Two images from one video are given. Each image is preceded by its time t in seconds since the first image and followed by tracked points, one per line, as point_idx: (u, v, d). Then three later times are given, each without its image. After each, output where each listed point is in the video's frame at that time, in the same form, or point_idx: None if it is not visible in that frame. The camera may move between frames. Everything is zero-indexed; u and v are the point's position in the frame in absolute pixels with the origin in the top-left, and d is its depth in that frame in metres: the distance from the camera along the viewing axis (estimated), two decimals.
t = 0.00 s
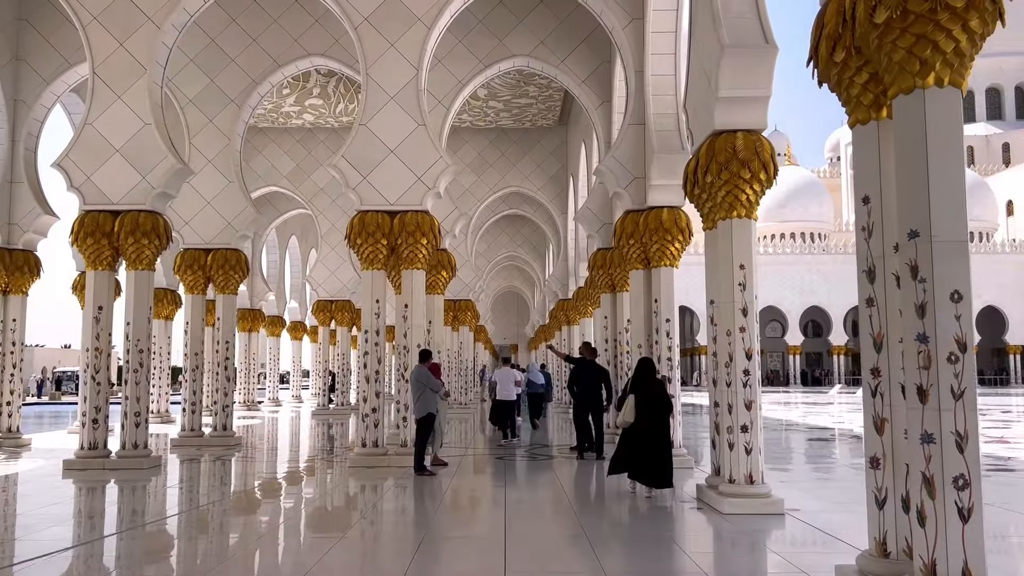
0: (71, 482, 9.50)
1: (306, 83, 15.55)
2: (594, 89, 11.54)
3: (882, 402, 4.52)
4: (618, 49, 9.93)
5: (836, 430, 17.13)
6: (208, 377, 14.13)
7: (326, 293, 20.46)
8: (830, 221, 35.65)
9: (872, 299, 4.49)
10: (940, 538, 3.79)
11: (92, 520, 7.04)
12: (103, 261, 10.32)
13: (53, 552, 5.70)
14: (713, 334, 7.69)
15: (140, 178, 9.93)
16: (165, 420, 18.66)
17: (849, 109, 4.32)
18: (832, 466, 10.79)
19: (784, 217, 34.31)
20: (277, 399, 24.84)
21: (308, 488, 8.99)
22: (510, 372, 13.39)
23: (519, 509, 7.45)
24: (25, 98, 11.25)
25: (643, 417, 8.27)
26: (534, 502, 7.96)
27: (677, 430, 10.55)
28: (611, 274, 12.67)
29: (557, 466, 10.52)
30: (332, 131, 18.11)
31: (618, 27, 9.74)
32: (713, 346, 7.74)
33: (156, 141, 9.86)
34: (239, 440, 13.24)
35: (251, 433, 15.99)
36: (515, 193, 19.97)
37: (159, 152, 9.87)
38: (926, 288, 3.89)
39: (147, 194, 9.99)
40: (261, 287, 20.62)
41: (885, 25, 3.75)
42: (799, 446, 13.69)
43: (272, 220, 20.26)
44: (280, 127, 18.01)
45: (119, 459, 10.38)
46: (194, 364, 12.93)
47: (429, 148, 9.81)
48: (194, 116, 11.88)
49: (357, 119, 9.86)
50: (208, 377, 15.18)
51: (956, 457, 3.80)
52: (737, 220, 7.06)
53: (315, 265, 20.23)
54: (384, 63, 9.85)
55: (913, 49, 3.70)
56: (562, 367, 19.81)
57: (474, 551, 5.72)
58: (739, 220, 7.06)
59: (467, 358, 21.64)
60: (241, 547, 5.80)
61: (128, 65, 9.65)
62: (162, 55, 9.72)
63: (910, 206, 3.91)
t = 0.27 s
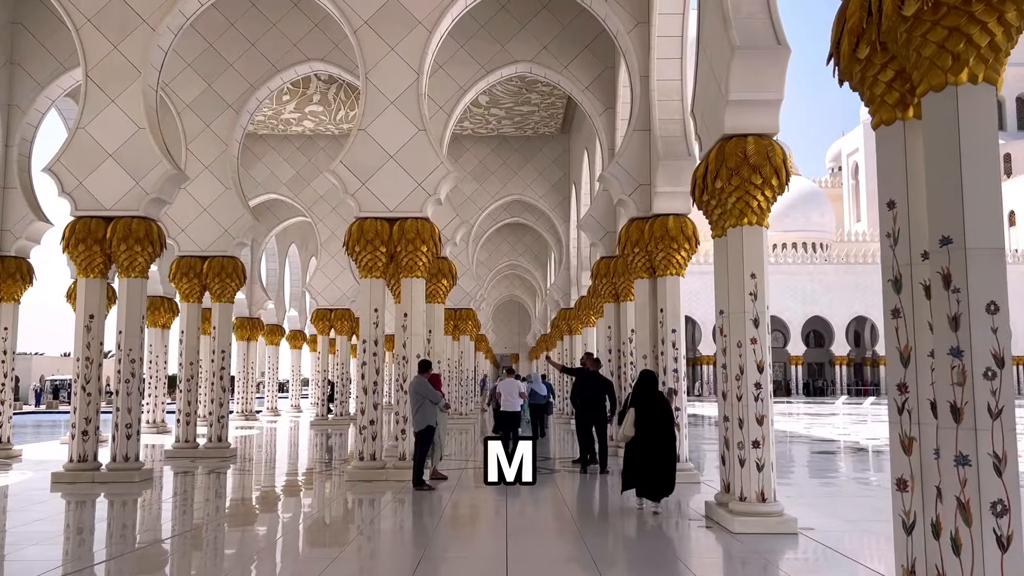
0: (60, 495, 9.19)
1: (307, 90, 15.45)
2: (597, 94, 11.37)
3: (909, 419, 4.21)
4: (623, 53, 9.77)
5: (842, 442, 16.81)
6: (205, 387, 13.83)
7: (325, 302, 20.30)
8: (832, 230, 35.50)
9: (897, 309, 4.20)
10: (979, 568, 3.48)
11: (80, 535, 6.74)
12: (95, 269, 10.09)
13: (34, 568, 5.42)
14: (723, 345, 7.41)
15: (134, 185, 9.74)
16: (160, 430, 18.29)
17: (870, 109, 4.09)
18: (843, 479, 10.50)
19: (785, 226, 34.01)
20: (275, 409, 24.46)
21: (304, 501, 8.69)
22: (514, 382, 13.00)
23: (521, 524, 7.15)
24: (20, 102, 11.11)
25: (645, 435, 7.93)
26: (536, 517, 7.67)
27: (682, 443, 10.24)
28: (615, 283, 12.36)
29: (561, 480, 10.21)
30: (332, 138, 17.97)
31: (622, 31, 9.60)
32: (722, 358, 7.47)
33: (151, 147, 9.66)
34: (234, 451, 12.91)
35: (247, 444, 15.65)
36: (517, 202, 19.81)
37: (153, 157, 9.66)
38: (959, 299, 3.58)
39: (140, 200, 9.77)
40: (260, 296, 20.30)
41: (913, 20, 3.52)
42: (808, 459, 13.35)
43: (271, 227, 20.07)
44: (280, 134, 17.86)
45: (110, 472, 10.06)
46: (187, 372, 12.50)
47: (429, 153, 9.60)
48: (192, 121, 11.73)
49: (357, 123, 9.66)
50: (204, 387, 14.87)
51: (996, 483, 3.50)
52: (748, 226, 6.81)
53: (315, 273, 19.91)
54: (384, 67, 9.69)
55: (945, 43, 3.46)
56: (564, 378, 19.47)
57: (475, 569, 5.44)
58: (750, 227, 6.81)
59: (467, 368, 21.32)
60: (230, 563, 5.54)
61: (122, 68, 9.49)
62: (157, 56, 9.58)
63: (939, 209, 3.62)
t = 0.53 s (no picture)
0: (43, 509, 8.75)
1: (303, 96, 15.27)
2: (597, 101, 11.20)
3: (934, 436, 3.90)
4: (623, 57, 9.60)
5: (845, 455, 16.48)
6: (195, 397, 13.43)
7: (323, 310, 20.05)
8: (831, 240, 35.38)
9: (921, 318, 3.89)
10: None
11: (57, 552, 6.40)
12: (81, 276, 9.78)
13: None
14: (729, 356, 7.11)
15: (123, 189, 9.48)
16: (150, 441, 17.82)
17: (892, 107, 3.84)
18: (850, 493, 10.18)
19: (786, 237, 33.83)
20: (269, 420, 23.94)
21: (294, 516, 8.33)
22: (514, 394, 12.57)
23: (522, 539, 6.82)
24: (8, 106, 10.86)
25: (649, 449, 7.57)
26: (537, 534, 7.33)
27: (685, 456, 9.91)
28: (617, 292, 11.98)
29: (562, 493, 9.85)
30: (329, 145, 17.77)
31: (622, 36, 9.43)
32: (728, 369, 7.17)
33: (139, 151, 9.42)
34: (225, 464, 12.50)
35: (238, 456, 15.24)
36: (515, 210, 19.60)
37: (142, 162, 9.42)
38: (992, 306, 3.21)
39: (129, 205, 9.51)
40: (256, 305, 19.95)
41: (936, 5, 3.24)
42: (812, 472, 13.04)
43: (266, 235, 19.80)
44: (275, 141, 17.66)
45: (95, 485, 9.64)
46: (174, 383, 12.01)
47: (426, 157, 9.36)
48: (183, 126, 11.51)
49: (351, 127, 9.43)
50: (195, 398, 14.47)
51: None
52: (755, 232, 6.56)
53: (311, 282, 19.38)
54: (380, 70, 9.49)
55: (976, 31, 3.10)
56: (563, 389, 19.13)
57: None
58: (757, 233, 6.56)
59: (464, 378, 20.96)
60: None
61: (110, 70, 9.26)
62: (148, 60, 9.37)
63: (966, 210, 3.22)
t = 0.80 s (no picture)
0: (29, 522, 8.38)
1: (301, 102, 15.09)
2: (599, 105, 11.01)
3: (968, 453, 3.52)
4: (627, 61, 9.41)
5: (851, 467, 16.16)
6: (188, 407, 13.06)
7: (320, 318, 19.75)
8: (832, 250, 35.25)
9: (954, 326, 3.58)
10: None
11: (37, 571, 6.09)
12: (70, 282, 9.49)
13: None
14: (739, 366, 6.83)
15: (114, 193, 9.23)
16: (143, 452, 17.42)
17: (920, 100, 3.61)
18: (861, 507, 9.87)
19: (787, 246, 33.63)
20: (265, 429, 23.55)
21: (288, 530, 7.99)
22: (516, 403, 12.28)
23: (526, 555, 6.51)
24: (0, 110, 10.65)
25: (656, 461, 7.24)
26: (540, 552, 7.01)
27: (691, 469, 9.59)
28: (619, 300, 11.80)
29: (564, 506, 9.54)
30: (327, 152, 17.58)
31: (625, 40, 9.26)
32: (738, 380, 6.87)
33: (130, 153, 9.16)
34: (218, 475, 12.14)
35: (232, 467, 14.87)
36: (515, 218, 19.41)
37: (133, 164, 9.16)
38: None
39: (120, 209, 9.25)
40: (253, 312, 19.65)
41: None
42: (820, 485, 12.71)
43: (263, 242, 19.54)
44: (273, 147, 17.45)
45: (83, 497, 9.27)
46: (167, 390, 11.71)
47: (425, 162, 9.14)
48: (178, 130, 11.32)
49: (348, 131, 9.22)
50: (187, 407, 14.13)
51: None
52: (766, 238, 6.31)
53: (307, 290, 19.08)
54: (378, 72, 9.30)
55: (1017, 18, 2.75)
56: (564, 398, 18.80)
57: None
58: (769, 238, 6.31)
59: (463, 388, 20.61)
60: None
61: (102, 72, 9.08)
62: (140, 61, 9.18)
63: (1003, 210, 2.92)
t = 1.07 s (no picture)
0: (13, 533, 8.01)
1: (297, 105, 14.86)
2: (601, 108, 10.80)
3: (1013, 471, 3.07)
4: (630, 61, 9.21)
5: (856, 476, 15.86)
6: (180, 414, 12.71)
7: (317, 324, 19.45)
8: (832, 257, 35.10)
9: (993, 332, 3.19)
10: None
11: None
12: (58, 286, 9.16)
13: None
14: (751, 374, 6.53)
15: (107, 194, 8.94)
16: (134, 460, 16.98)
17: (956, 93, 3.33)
18: (872, 518, 9.59)
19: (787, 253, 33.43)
20: (260, 437, 23.13)
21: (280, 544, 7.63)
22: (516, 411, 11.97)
23: (530, 571, 6.18)
24: None
25: (662, 473, 6.92)
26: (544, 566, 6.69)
27: (697, 480, 9.28)
28: (620, 306, 11.56)
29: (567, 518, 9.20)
30: (324, 156, 17.33)
31: (628, 40, 9.08)
32: (750, 389, 6.56)
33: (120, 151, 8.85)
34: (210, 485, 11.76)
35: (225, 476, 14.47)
36: (514, 223, 19.18)
37: (123, 163, 8.83)
38: None
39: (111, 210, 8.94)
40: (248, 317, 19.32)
41: None
42: (827, 494, 12.41)
43: (259, 247, 19.23)
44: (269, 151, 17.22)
45: (69, 508, 8.88)
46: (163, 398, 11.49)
47: (424, 163, 8.90)
48: (172, 132, 11.07)
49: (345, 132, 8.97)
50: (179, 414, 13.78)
51: None
52: (780, 240, 6.05)
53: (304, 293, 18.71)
54: (376, 72, 9.08)
55: None
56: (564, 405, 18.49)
57: None
58: (783, 240, 6.05)
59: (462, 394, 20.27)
60: None
61: (92, 70, 8.84)
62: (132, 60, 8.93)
63: None
